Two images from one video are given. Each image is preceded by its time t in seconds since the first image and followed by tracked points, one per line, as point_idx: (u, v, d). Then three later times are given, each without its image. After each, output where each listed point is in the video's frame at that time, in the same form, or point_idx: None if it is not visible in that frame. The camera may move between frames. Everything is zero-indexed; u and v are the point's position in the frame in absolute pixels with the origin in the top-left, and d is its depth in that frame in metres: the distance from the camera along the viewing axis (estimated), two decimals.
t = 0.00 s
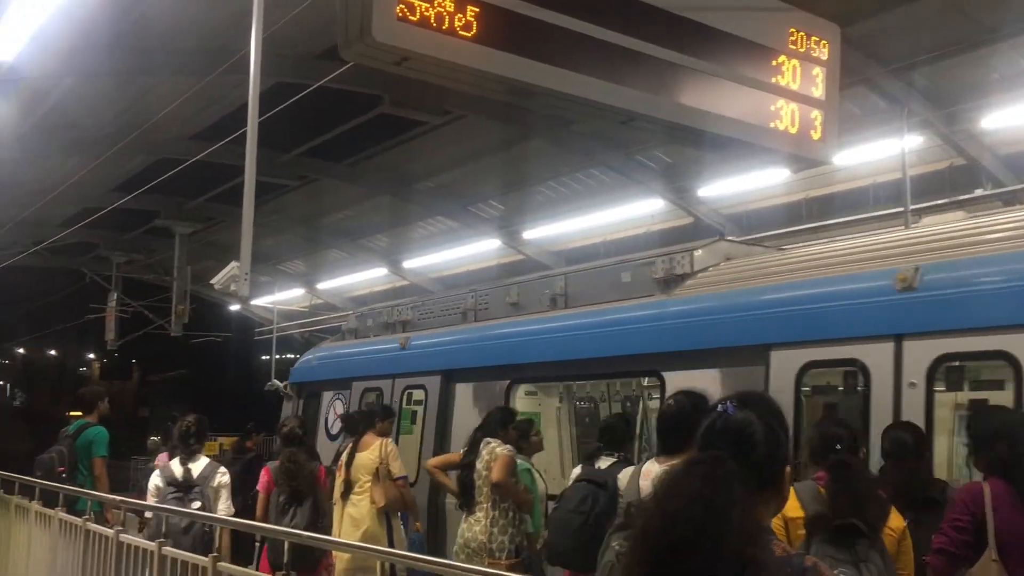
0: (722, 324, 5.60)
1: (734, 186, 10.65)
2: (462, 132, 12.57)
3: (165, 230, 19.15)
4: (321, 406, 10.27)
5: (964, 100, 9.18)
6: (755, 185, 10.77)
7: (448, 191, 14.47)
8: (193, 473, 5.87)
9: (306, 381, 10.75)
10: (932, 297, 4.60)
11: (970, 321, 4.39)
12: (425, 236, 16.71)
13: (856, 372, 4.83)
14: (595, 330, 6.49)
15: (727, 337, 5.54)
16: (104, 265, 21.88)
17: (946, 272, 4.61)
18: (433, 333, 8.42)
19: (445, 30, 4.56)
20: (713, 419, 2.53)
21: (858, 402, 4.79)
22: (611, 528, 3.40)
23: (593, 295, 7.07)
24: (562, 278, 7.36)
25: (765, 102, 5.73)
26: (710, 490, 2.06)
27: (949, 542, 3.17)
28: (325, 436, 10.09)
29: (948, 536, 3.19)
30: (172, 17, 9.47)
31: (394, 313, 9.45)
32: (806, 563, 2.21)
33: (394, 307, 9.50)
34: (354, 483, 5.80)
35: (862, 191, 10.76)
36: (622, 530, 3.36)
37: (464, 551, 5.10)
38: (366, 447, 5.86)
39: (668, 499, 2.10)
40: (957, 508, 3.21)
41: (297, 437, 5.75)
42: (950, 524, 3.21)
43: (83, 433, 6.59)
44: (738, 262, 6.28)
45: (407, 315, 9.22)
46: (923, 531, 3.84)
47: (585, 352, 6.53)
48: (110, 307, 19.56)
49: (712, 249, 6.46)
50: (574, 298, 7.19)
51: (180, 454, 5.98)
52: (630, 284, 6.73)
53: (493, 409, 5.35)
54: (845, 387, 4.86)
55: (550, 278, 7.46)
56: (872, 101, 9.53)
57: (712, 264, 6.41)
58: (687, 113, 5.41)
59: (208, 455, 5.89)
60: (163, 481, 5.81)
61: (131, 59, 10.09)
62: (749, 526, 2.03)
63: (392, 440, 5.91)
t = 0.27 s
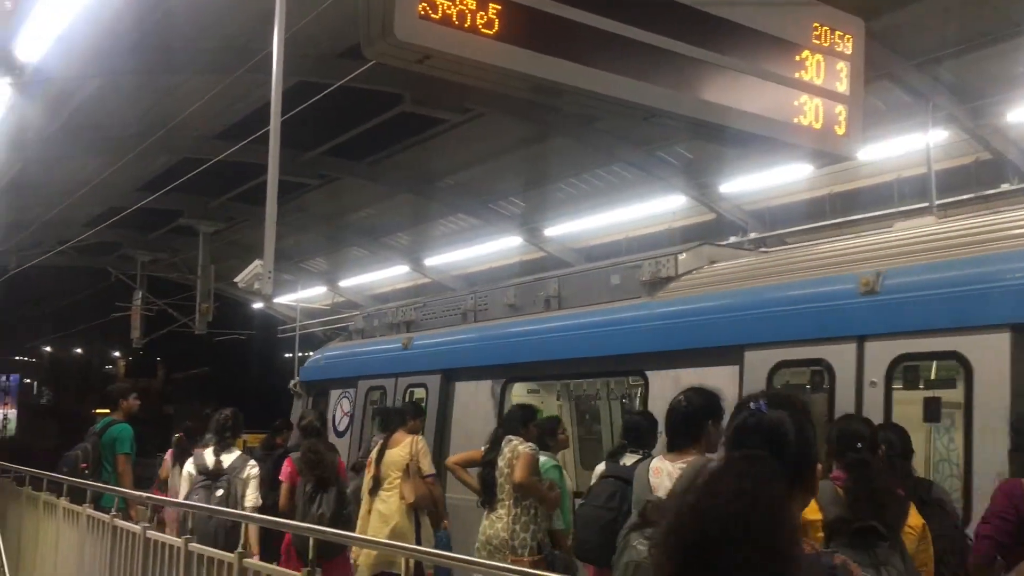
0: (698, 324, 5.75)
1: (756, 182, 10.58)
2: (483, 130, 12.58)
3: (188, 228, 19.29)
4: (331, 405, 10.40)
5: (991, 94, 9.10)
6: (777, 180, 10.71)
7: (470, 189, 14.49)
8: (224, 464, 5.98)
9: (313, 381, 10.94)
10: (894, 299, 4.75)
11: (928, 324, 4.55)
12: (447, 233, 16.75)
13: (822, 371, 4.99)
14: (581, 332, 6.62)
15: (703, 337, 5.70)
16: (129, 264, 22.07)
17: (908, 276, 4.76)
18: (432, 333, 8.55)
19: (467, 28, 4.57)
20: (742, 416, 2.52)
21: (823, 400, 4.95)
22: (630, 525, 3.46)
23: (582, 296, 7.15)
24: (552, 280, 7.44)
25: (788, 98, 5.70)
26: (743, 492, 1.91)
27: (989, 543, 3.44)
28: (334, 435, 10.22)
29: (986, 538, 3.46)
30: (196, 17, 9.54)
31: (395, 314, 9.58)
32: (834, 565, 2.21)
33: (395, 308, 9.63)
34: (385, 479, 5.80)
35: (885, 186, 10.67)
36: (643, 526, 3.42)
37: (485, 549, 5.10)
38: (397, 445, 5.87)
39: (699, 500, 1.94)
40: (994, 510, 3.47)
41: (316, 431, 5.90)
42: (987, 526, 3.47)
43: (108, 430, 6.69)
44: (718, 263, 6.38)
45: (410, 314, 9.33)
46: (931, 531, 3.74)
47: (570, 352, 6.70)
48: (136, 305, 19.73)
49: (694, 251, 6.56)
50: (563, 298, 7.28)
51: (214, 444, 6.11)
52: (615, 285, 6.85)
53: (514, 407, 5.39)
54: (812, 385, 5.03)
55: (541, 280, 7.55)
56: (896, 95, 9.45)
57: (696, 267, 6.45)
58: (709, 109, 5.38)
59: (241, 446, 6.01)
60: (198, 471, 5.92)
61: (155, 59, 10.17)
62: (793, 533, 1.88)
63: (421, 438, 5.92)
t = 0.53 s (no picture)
0: (685, 326, 5.77)
1: (778, 181, 10.52)
2: (504, 128, 12.57)
3: (213, 228, 19.41)
4: (341, 404, 10.45)
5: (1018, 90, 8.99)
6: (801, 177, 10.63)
7: (492, 187, 14.48)
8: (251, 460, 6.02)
9: (323, 381, 11.01)
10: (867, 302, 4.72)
11: (897, 325, 4.51)
12: (469, 232, 16.75)
13: (797, 372, 4.97)
14: (577, 333, 6.68)
15: (689, 339, 5.72)
16: (154, 264, 22.25)
17: (880, 278, 4.73)
18: (437, 335, 8.60)
19: (489, 27, 4.57)
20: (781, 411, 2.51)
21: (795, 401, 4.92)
22: (637, 525, 3.39)
23: (582, 298, 7.18)
24: (553, 282, 7.48)
25: (812, 94, 5.65)
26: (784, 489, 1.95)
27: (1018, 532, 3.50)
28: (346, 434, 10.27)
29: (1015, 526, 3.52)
30: (220, 19, 9.60)
31: (404, 315, 9.62)
32: (872, 564, 2.16)
33: (404, 309, 9.67)
34: (425, 479, 5.66)
35: (910, 183, 10.56)
36: (657, 523, 3.35)
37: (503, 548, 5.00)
38: (437, 444, 5.73)
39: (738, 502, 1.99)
40: None
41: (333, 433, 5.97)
42: (1016, 514, 3.53)
43: (132, 430, 6.72)
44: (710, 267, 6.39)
45: (417, 316, 9.37)
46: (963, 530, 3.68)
47: (565, 354, 6.75)
48: (161, 305, 19.89)
49: (687, 255, 6.58)
50: (562, 300, 7.32)
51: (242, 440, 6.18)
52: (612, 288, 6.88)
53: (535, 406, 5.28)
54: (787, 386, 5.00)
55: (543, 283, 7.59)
56: (922, 90, 9.36)
57: (688, 270, 6.51)
58: (732, 106, 5.34)
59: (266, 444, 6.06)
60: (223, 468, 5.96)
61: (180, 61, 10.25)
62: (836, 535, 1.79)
63: (460, 436, 5.80)
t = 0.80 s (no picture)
0: (671, 330, 5.80)
1: (799, 181, 10.46)
2: (525, 129, 12.58)
3: (236, 230, 19.54)
4: (352, 406, 10.48)
5: None
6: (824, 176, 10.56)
7: (514, 188, 14.48)
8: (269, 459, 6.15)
9: (333, 383, 11.05)
10: (845, 306, 4.74)
11: (873, 329, 4.55)
12: (491, 233, 16.77)
13: (779, 374, 5.00)
14: (570, 336, 6.72)
15: (677, 342, 5.75)
16: (178, 266, 22.41)
17: (858, 283, 4.75)
18: (441, 338, 8.64)
19: (510, 28, 4.57)
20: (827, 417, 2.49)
21: (777, 402, 4.95)
22: (635, 526, 3.59)
23: (579, 302, 7.17)
24: (552, 286, 7.49)
25: (835, 93, 5.61)
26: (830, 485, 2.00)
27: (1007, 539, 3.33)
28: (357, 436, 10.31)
29: (1007, 532, 3.35)
30: (242, 23, 9.66)
31: (412, 318, 9.64)
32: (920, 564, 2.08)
33: (411, 313, 9.69)
34: (462, 480, 5.54)
35: (933, 181, 10.45)
36: (653, 523, 3.55)
37: (528, 548, 4.95)
38: (474, 445, 5.57)
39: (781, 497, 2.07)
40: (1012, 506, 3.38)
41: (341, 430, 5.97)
42: (1008, 518, 3.36)
43: (155, 430, 6.71)
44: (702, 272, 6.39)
45: (424, 319, 9.40)
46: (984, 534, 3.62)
47: (563, 357, 6.72)
48: (184, 307, 20.03)
49: (680, 261, 6.56)
50: (561, 304, 7.33)
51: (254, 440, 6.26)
52: (607, 294, 6.87)
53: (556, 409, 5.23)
54: (769, 388, 5.04)
55: (544, 286, 7.60)
56: (945, 87, 9.29)
57: (680, 276, 6.47)
58: (753, 106, 5.32)
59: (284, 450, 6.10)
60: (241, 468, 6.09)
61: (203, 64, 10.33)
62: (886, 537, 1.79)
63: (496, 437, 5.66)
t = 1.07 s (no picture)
0: (664, 335, 5.99)
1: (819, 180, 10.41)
2: (543, 131, 12.60)
3: (257, 233, 19.66)
4: (361, 408, 10.55)
5: None
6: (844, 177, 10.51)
7: (533, 189, 14.51)
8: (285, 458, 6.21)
9: (344, 385, 11.10)
10: (824, 312, 4.93)
11: (851, 335, 4.72)
12: (510, 234, 16.81)
13: (763, 377, 5.20)
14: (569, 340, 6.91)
15: (669, 346, 5.93)
16: (199, 269, 22.57)
17: (836, 290, 4.94)
18: (447, 342, 8.77)
19: (529, 31, 4.57)
20: (866, 422, 2.49)
21: (761, 405, 5.16)
22: (640, 527, 3.59)
23: (580, 307, 7.31)
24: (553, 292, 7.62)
25: (856, 93, 5.59)
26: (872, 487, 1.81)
27: (990, 541, 3.06)
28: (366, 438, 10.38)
29: (989, 534, 3.09)
30: (262, 27, 9.74)
31: (420, 322, 9.72)
32: (963, 563, 1.99)
33: (420, 317, 9.76)
34: (491, 480, 5.56)
35: (955, 181, 10.37)
36: (659, 523, 3.56)
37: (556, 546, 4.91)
38: (504, 446, 5.54)
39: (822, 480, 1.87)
40: (991, 504, 3.13)
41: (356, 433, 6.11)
42: (990, 520, 3.11)
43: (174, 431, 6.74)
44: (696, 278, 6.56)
45: (431, 324, 9.46)
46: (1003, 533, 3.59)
47: (588, 357, 6.68)
48: (206, 309, 20.16)
49: (675, 267, 6.75)
50: (562, 310, 7.44)
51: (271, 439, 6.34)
52: (604, 299, 7.01)
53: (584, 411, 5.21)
54: (755, 391, 5.24)
55: (546, 292, 7.72)
56: (967, 86, 9.23)
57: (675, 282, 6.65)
58: (774, 107, 5.31)
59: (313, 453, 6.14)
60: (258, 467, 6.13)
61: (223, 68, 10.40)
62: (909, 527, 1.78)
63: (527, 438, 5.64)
